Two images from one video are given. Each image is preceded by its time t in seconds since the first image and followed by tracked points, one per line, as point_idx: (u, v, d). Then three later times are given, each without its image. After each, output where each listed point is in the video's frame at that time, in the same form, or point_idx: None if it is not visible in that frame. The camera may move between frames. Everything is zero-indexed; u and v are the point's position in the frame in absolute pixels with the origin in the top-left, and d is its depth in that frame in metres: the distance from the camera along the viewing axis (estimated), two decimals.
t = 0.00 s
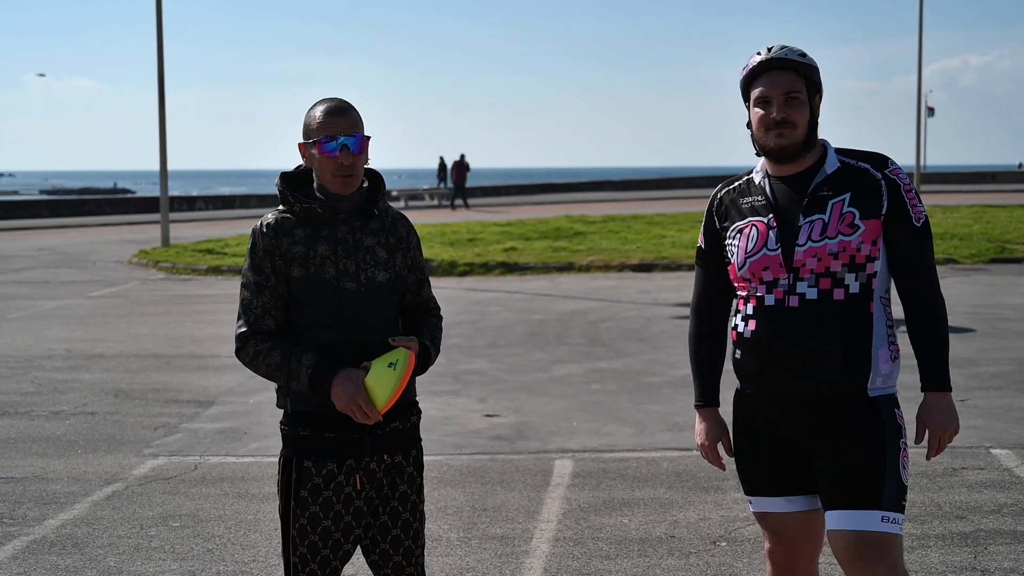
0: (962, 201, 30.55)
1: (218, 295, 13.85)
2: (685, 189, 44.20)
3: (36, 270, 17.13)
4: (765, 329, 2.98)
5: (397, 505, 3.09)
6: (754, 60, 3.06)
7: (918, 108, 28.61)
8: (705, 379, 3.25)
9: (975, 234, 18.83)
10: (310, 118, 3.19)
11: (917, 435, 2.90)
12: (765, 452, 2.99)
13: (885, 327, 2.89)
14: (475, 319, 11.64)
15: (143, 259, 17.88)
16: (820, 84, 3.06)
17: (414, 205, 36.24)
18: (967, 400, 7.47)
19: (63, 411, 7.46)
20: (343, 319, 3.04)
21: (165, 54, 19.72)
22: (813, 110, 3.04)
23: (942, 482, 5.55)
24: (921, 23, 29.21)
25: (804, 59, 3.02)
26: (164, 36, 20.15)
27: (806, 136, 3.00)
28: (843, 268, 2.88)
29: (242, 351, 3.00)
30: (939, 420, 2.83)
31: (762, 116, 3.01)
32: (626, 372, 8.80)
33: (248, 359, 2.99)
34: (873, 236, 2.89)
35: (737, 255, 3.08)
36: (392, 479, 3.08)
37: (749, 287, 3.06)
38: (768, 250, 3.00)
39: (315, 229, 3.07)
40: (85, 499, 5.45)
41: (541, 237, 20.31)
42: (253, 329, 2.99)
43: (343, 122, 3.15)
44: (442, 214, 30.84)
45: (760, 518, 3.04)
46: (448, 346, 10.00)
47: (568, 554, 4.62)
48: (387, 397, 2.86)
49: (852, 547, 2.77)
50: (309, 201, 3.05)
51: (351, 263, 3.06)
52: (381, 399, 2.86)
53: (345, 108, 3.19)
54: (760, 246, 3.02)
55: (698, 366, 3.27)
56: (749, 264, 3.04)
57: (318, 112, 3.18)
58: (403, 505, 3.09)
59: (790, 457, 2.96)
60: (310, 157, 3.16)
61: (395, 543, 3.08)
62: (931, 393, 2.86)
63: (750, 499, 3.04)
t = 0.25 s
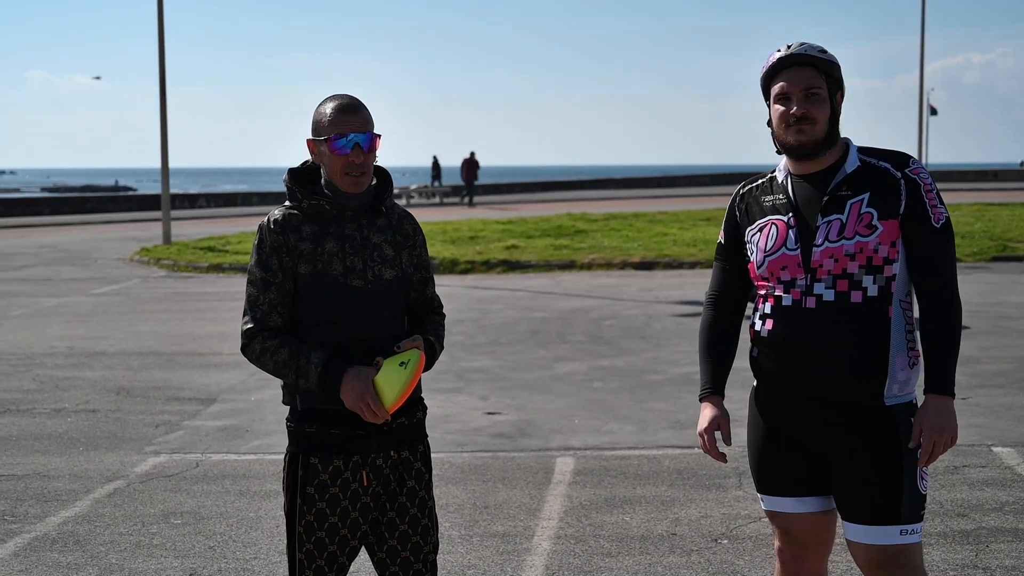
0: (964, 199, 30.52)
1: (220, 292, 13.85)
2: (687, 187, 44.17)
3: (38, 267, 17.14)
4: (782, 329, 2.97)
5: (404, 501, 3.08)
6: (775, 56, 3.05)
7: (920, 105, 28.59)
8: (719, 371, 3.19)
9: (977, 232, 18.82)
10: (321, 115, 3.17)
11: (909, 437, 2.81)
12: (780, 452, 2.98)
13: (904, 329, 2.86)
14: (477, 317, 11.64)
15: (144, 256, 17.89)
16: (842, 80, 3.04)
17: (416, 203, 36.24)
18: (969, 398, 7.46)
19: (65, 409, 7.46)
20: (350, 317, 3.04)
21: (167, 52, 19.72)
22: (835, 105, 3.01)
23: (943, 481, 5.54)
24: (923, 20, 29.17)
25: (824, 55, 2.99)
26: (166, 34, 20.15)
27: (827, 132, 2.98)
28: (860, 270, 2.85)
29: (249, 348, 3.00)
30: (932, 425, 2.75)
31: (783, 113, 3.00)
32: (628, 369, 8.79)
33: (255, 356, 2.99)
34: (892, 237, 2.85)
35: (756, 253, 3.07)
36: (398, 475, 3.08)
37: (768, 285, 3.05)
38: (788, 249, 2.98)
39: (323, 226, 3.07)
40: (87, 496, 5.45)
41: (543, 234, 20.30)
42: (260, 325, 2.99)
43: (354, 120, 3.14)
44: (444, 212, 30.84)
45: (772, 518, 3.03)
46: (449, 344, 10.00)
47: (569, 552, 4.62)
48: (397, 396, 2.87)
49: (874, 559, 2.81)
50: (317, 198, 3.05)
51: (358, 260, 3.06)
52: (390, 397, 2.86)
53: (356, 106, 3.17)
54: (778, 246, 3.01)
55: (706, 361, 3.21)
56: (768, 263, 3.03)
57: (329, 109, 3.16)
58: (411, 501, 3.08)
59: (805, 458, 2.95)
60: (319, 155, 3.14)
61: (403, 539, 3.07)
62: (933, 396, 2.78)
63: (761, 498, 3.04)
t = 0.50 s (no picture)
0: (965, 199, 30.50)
1: (220, 291, 13.85)
2: (687, 186, 44.15)
3: (38, 266, 17.13)
4: (803, 329, 2.96)
5: (409, 501, 3.07)
6: (799, 52, 3.04)
7: (920, 105, 28.56)
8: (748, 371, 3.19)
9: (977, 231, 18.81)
10: (328, 114, 3.16)
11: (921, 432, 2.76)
12: (798, 453, 2.98)
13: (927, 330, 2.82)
14: (478, 316, 11.64)
15: (145, 255, 17.87)
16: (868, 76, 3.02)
17: (416, 202, 36.23)
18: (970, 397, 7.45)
19: (66, 408, 7.46)
20: (355, 316, 3.03)
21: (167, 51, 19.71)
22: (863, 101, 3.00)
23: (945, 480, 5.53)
24: (923, 20, 29.14)
25: (850, 50, 2.98)
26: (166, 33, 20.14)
27: (854, 128, 2.96)
28: (882, 270, 2.83)
29: (253, 347, 2.99)
30: (945, 418, 2.68)
31: (808, 108, 2.98)
32: (629, 368, 8.79)
33: (260, 355, 2.98)
34: (914, 236, 2.82)
35: (780, 252, 3.07)
36: (402, 475, 3.07)
37: (791, 284, 3.05)
38: (811, 247, 2.98)
39: (328, 225, 3.06)
40: (87, 495, 5.44)
41: (543, 233, 20.28)
42: (265, 324, 2.97)
43: (362, 120, 3.13)
44: (444, 210, 30.83)
45: (785, 520, 3.03)
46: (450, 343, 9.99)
47: (570, 551, 4.61)
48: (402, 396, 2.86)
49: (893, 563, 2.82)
50: (322, 197, 3.05)
51: (363, 259, 3.05)
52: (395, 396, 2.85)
53: (364, 106, 3.16)
54: (801, 244, 3.00)
55: (740, 361, 3.22)
56: (791, 261, 3.03)
57: (337, 109, 3.15)
58: (416, 499, 3.07)
59: (823, 460, 2.94)
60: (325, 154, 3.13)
61: (407, 539, 3.06)
62: (947, 390, 2.72)
63: (777, 499, 3.04)
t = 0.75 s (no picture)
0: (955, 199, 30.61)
1: (210, 290, 13.82)
2: (679, 186, 44.26)
3: (27, 265, 17.07)
4: (803, 329, 2.99)
5: (399, 501, 3.08)
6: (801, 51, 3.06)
7: (911, 105, 28.65)
8: (759, 370, 3.23)
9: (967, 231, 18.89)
10: (319, 111, 3.16)
11: (928, 445, 2.79)
12: (798, 453, 3.01)
13: (927, 333, 2.82)
14: (469, 315, 11.64)
15: (135, 254, 17.83)
16: (874, 71, 2.98)
17: (407, 201, 36.20)
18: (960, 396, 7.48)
19: (55, 407, 7.44)
20: (346, 317, 3.03)
21: (158, 48, 19.65)
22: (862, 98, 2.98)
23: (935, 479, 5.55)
24: (914, 21, 29.21)
25: (848, 46, 2.97)
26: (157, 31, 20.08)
27: (848, 125, 2.96)
28: (880, 271, 2.84)
29: (244, 347, 2.98)
30: (950, 433, 2.72)
31: (803, 107, 3.02)
32: (620, 368, 8.80)
33: (251, 355, 2.97)
34: (915, 238, 2.82)
35: (783, 250, 3.11)
36: (392, 475, 3.08)
37: (792, 283, 3.08)
38: (812, 246, 3.01)
39: (319, 224, 3.06)
40: (77, 495, 5.43)
41: (535, 233, 20.28)
42: (256, 324, 2.97)
43: (353, 119, 3.13)
44: (435, 210, 30.81)
45: (785, 521, 3.06)
46: (442, 342, 9.99)
47: (561, 551, 4.62)
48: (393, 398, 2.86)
49: (888, 564, 2.84)
50: (313, 196, 3.05)
51: (354, 259, 3.05)
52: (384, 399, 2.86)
53: (355, 105, 3.16)
54: (803, 243, 3.04)
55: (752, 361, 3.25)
56: (794, 259, 3.06)
57: (329, 107, 3.15)
58: (407, 500, 3.08)
59: (821, 460, 2.96)
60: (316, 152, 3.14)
61: (397, 539, 3.07)
62: (953, 405, 2.73)
63: (778, 500, 3.07)
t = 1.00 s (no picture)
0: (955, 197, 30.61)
1: (211, 288, 13.81)
2: (679, 183, 44.26)
3: (28, 262, 17.07)
4: (803, 326, 3.00)
5: (401, 500, 3.07)
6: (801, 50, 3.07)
7: (912, 104, 28.65)
8: (763, 364, 3.23)
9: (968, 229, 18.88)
10: (320, 110, 3.16)
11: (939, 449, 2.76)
12: (800, 452, 3.01)
13: (924, 334, 2.81)
14: (470, 313, 11.63)
15: (135, 252, 17.82)
16: (869, 72, 2.93)
17: (408, 199, 36.21)
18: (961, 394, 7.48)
19: (56, 405, 7.44)
20: (345, 315, 3.03)
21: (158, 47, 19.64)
22: (852, 100, 2.94)
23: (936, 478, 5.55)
24: (915, 19, 29.20)
25: (840, 47, 2.94)
26: (157, 29, 20.06)
27: (831, 129, 2.95)
28: (876, 270, 2.83)
29: (244, 345, 2.98)
30: (950, 438, 2.69)
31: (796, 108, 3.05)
32: (621, 366, 8.80)
33: (251, 352, 2.97)
34: (912, 237, 2.79)
35: (786, 246, 3.12)
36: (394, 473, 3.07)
37: (794, 279, 3.09)
38: (811, 243, 3.02)
39: (319, 223, 3.06)
40: (78, 493, 5.43)
41: (535, 231, 20.28)
42: (256, 321, 2.97)
43: (353, 118, 3.12)
44: (436, 208, 30.82)
45: (789, 520, 3.07)
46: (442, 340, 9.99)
47: (562, 549, 4.62)
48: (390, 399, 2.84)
49: (889, 562, 2.84)
50: (313, 194, 3.04)
51: (355, 257, 3.05)
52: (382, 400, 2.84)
53: (356, 104, 3.15)
54: (804, 240, 3.05)
55: (757, 358, 3.26)
56: (794, 255, 3.07)
57: (330, 105, 3.14)
58: (409, 499, 3.08)
59: (821, 459, 2.96)
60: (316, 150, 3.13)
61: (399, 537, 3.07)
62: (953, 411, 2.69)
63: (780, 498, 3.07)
